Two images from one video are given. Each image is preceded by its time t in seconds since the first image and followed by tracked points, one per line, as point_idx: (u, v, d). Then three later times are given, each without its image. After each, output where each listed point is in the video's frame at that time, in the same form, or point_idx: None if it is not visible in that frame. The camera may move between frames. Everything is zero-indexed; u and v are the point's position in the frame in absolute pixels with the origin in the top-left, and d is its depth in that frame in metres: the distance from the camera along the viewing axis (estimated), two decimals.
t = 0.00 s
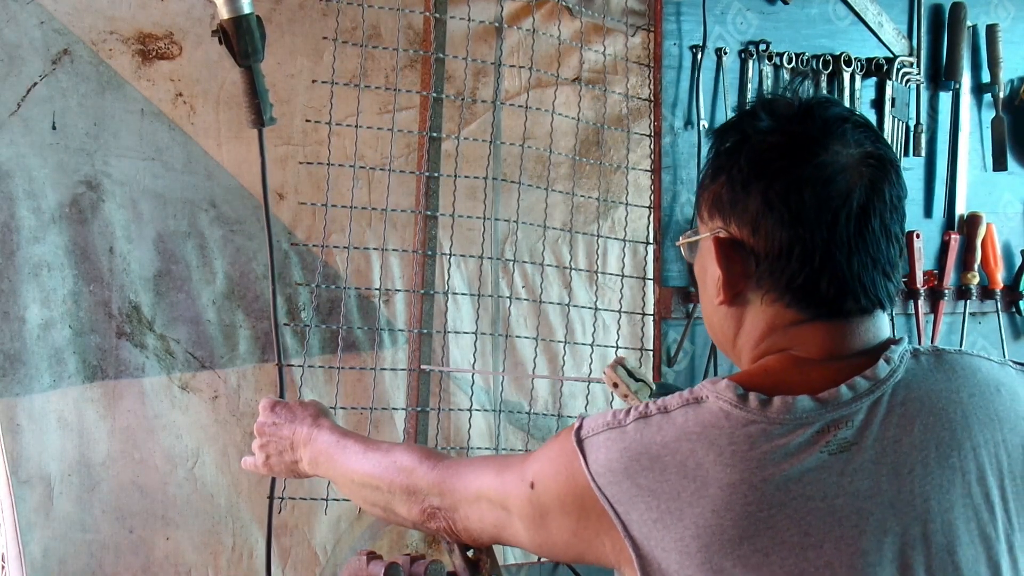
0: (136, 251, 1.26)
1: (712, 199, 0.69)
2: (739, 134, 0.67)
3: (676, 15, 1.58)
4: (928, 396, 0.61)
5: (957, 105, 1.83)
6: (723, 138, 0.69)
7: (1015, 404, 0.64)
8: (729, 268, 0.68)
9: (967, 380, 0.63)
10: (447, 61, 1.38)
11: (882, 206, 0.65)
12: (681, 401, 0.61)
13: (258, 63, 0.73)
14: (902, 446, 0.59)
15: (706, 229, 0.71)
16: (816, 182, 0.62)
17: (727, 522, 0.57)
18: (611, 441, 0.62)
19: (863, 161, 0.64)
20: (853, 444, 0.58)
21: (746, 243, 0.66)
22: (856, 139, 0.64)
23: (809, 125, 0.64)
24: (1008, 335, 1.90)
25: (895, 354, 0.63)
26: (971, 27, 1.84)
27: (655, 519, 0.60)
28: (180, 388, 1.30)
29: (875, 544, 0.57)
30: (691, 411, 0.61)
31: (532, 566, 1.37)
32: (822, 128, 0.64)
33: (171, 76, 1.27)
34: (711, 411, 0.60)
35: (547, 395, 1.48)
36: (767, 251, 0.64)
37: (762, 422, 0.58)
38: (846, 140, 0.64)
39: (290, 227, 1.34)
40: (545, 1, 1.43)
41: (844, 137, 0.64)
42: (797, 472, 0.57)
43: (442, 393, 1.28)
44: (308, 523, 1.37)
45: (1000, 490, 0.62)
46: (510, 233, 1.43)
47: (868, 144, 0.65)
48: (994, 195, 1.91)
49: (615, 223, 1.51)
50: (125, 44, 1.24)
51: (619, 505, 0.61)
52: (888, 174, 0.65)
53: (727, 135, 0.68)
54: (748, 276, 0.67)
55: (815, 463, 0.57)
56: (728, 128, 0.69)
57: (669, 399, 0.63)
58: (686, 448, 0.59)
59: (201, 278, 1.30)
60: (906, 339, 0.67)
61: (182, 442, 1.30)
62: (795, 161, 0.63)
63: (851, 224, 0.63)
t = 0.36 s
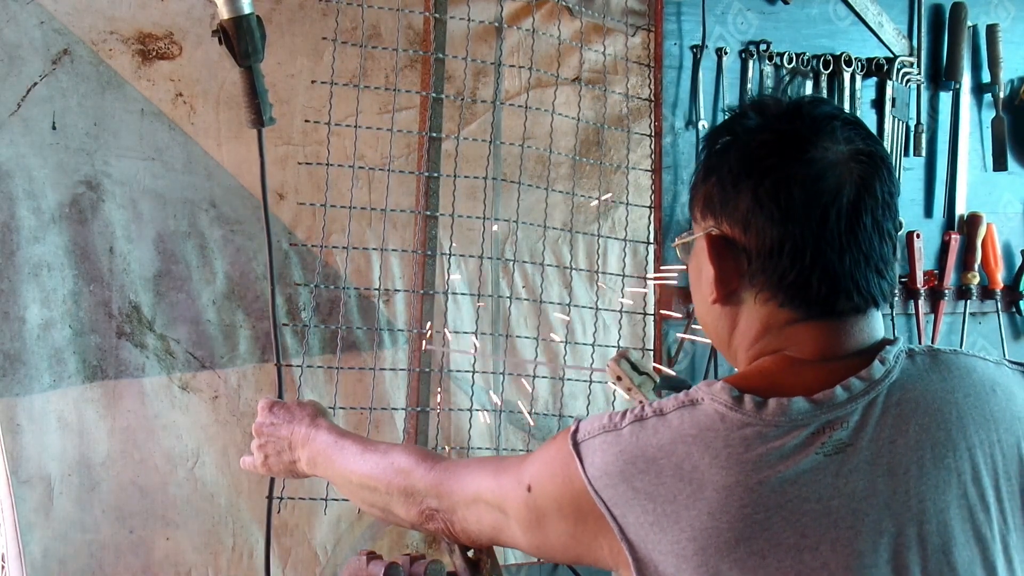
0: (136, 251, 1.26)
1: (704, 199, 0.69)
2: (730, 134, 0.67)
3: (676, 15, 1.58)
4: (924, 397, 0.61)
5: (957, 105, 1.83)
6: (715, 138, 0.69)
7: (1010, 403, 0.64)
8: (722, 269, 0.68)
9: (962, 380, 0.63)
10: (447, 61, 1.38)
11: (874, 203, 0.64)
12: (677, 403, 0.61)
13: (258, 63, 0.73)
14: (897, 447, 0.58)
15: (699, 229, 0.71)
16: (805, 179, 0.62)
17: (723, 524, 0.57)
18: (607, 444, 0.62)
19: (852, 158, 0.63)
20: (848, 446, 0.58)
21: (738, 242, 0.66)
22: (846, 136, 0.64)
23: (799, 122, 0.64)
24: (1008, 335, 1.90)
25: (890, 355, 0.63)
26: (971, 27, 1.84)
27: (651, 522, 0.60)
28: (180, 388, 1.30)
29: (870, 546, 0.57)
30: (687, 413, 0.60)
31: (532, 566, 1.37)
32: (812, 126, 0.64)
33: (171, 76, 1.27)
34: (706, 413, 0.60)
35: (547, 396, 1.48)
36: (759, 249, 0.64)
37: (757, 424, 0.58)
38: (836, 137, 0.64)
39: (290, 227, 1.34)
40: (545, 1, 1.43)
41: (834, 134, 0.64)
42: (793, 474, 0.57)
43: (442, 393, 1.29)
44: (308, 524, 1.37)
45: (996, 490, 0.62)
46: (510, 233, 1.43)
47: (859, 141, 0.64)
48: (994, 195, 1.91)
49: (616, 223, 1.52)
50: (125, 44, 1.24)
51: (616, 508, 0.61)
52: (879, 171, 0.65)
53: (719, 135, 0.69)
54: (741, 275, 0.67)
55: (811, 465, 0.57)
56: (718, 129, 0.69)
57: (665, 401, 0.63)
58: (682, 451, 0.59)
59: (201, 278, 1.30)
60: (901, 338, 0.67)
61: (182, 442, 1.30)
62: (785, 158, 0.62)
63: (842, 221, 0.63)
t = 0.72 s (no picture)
0: (136, 251, 1.26)
1: (700, 200, 0.69)
2: (725, 134, 0.67)
3: (677, 15, 1.58)
4: (923, 397, 0.61)
5: (957, 105, 1.83)
6: (711, 138, 0.69)
7: (1009, 403, 0.64)
8: (719, 269, 0.68)
9: (960, 380, 0.63)
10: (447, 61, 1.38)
11: (871, 203, 0.64)
12: (676, 404, 0.61)
13: (259, 63, 0.73)
14: (897, 448, 0.58)
15: (696, 229, 0.71)
16: (801, 178, 0.62)
17: (722, 526, 0.57)
18: (606, 445, 0.62)
19: (848, 157, 0.63)
20: (847, 447, 0.58)
21: (735, 242, 0.66)
22: (842, 136, 0.64)
23: (794, 122, 0.64)
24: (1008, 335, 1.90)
25: (889, 355, 0.63)
26: (971, 28, 1.84)
27: (651, 523, 0.60)
28: (180, 388, 1.29)
29: (869, 547, 0.57)
30: (686, 414, 0.60)
31: (532, 566, 1.37)
32: (808, 125, 0.64)
33: (171, 76, 1.27)
34: (705, 414, 0.60)
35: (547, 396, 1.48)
36: (756, 249, 0.64)
37: (757, 425, 0.58)
38: (832, 137, 0.64)
39: (290, 227, 1.34)
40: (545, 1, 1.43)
41: (830, 134, 0.64)
42: (793, 475, 0.57)
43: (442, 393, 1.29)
44: (308, 524, 1.37)
45: (995, 490, 0.62)
46: (510, 232, 1.43)
47: (854, 139, 0.65)
48: (994, 195, 1.91)
49: (616, 223, 1.51)
50: (125, 44, 1.24)
51: (615, 509, 0.61)
52: (875, 169, 0.65)
53: (715, 136, 0.69)
54: (738, 275, 0.67)
55: (810, 466, 0.57)
56: (714, 129, 0.69)
57: (664, 401, 0.63)
58: (681, 452, 0.59)
59: (201, 278, 1.30)
60: (901, 338, 0.67)
61: (182, 442, 1.29)
62: (781, 158, 0.63)
63: (839, 220, 0.63)
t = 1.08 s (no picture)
0: (136, 251, 1.26)
1: (701, 203, 0.69)
2: (727, 136, 0.67)
3: (677, 15, 1.58)
4: (923, 398, 0.61)
5: (958, 105, 1.83)
6: (712, 141, 0.69)
7: (1010, 403, 0.64)
8: (719, 272, 0.68)
9: (962, 380, 0.63)
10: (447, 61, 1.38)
11: (872, 207, 0.64)
12: (676, 405, 0.61)
13: (259, 62, 0.73)
14: (897, 449, 0.58)
15: (696, 232, 0.71)
16: (802, 183, 0.62)
17: (722, 527, 0.57)
18: (606, 446, 0.62)
19: (850, 161, 0.63)
20: (847, 448, 0.58)
21: (735, 245, 0.66)
22: (844, 139, 0.64)
23: (796, 125, 0.64)
24: (1009, 335, 1.89)
25: (890, 356, 0.63)
26: (971, 28, 1.84)
27: (651, 524, 0.60)
28: (180, 388, 1.29)
29: (869, 549, 0.57)
30: (686, 415, 0.60)
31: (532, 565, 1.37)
32: (810, 129, 0.64)
33: (171, 76, 1.27)
34: (705, 416, 0.59)
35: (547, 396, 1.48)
36: (756, 252, 0.64)
37: (757, 426, 0.58)
38: (834, 140, 0.64)
39: (290, 228, 1.34)
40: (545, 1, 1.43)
41: (832, 137, 0.64)
42: (792, 477, 0.57)
43: (442, 394, 1.29)
44: (308, 524, 1.37)
45: (996, 491, 0.62)
46: (510, 232, 1.43)
47: (857, 143, 0.65)
48: (994, 195, 1.91)
49: (616, 223, 1.51)
50: (125, 44, 1.24)
51: (615, 510, 0.61)
52: (877, 173, 0.65)
53: (716, 138, 0.69)
54: (739, 278, 0.67)
55: (810, 468, 0.57)
56: (715, 131, 0.69)
57: (664, 403, 0.63)
58: (681, 454, 0.59)
59: (201, 278, 1.30)
60: (902, 339, 0.67)
61: (182, 442, 1.29)
62: (782, 162, 0.63)
63: (840, 224, 0.63)
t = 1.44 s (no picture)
0: (136, 251, 1.26)
1: (698, 204, 0.69)
2: (724, 137, 0.67)
3: (677, 15, 1.58)
4: (921, 397, 0.61)
5: (958, 105, 1.83)
6: (709, 142, 0.69)
7: (1009, 401, 0.64)
8: (717, 274, 0.68)
9: (960, 379, 0.63)
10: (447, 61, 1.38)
11: (869, 207, 0.64)
12: (675, 405, 0.61)
13: (259, 63, 0.73)
14: (895, 449, 0.59)
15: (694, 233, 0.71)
16: (798, 184, 0.62)
17: (720, 528, 0.57)
18: (605, 446, 0.62)
19: (847, 162, 0.63)
20: (845, 449, 0.58)
21: (732, 246, 0.66)
22: (841, 140, 0.64)
23: (792, 126, 0.64)
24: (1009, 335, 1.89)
25: (888, 355, 0.63)
26: (970, 28, 1.84)
27: (650, 524, 0.60)
28: (180, 388, 1.29)
29: (868, 550, 0.57)
30: (684, 415, 0.60)
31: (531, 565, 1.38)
32: (806, 130, 0.64)
33: (171, 76, 1.27)
34: (704, 416, 0.59)
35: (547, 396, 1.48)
36: (753, 253, 0.64)
37: (755, 427, 0.58)
38: (830, 142, 0.64)
39: (290, 228, 1.34)
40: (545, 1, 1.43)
41: (828, 138, 0.64)
42: (791, 477, 0.57)
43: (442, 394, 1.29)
44: (308, 524, 1.37)
45: (995, 489, 0.62)
46: (510, 232, 1.43)
47: (853, 143, 0.65)
48: (994, 195, 1.91)
49: (616, 223, 1.51)
50: (125, 44, 1.24)
51: (614, 510, 0.61)
52: (874, 173, 0.65)
53: (713, 140, 0.69)
54: (736, 279, 0.67)
55: (809, 468, 0.57)
56: (713, 132, 0.69)
57: (663, 403, 0.63)
58: (680, 454, 0.59)
59: (201, 278, 1.30)
60: (901, 339, 0.67)
61: (182, 442, 1.30)
62: (779, 163, 0.63)
63: (836, 225, 0.63)
